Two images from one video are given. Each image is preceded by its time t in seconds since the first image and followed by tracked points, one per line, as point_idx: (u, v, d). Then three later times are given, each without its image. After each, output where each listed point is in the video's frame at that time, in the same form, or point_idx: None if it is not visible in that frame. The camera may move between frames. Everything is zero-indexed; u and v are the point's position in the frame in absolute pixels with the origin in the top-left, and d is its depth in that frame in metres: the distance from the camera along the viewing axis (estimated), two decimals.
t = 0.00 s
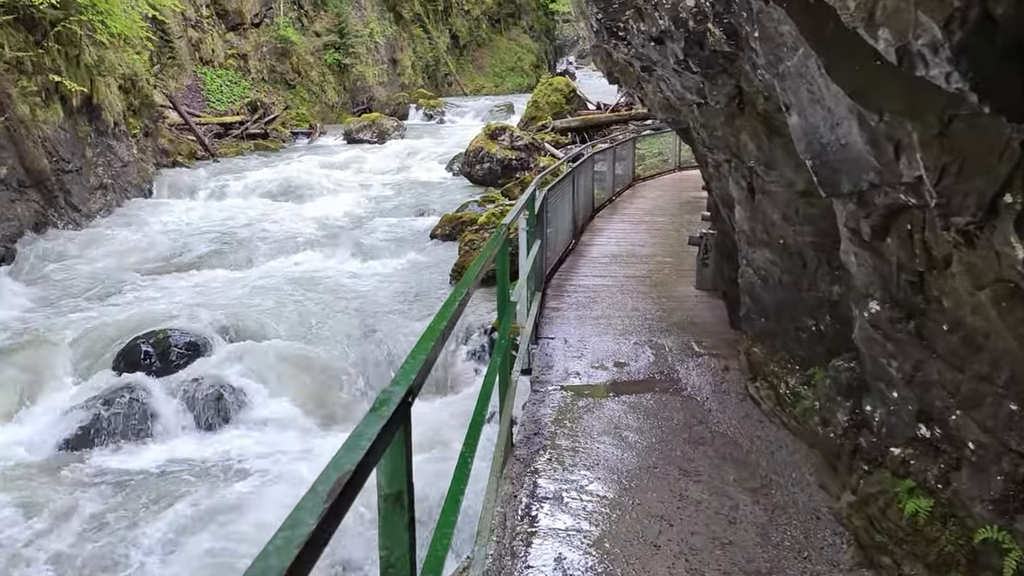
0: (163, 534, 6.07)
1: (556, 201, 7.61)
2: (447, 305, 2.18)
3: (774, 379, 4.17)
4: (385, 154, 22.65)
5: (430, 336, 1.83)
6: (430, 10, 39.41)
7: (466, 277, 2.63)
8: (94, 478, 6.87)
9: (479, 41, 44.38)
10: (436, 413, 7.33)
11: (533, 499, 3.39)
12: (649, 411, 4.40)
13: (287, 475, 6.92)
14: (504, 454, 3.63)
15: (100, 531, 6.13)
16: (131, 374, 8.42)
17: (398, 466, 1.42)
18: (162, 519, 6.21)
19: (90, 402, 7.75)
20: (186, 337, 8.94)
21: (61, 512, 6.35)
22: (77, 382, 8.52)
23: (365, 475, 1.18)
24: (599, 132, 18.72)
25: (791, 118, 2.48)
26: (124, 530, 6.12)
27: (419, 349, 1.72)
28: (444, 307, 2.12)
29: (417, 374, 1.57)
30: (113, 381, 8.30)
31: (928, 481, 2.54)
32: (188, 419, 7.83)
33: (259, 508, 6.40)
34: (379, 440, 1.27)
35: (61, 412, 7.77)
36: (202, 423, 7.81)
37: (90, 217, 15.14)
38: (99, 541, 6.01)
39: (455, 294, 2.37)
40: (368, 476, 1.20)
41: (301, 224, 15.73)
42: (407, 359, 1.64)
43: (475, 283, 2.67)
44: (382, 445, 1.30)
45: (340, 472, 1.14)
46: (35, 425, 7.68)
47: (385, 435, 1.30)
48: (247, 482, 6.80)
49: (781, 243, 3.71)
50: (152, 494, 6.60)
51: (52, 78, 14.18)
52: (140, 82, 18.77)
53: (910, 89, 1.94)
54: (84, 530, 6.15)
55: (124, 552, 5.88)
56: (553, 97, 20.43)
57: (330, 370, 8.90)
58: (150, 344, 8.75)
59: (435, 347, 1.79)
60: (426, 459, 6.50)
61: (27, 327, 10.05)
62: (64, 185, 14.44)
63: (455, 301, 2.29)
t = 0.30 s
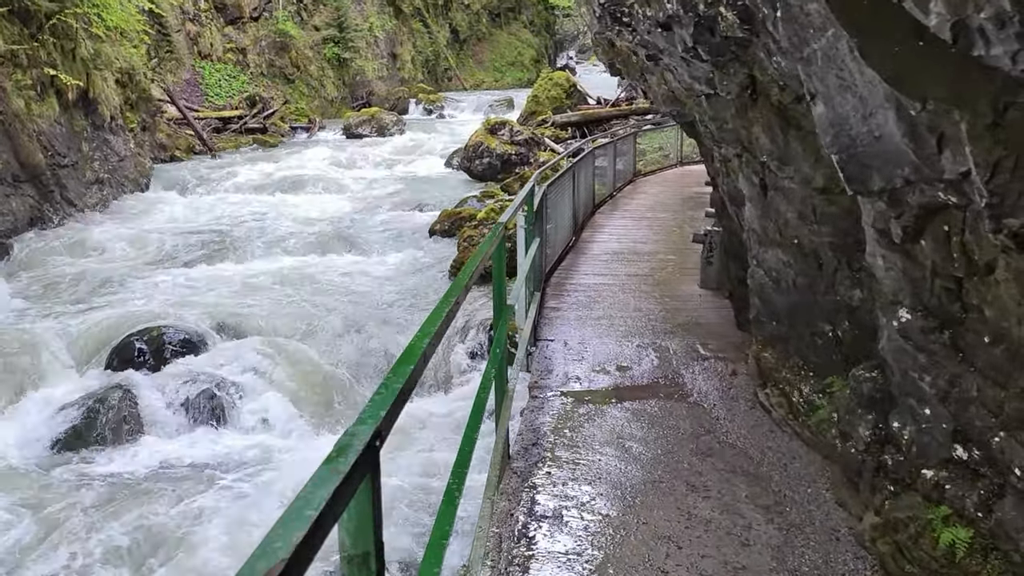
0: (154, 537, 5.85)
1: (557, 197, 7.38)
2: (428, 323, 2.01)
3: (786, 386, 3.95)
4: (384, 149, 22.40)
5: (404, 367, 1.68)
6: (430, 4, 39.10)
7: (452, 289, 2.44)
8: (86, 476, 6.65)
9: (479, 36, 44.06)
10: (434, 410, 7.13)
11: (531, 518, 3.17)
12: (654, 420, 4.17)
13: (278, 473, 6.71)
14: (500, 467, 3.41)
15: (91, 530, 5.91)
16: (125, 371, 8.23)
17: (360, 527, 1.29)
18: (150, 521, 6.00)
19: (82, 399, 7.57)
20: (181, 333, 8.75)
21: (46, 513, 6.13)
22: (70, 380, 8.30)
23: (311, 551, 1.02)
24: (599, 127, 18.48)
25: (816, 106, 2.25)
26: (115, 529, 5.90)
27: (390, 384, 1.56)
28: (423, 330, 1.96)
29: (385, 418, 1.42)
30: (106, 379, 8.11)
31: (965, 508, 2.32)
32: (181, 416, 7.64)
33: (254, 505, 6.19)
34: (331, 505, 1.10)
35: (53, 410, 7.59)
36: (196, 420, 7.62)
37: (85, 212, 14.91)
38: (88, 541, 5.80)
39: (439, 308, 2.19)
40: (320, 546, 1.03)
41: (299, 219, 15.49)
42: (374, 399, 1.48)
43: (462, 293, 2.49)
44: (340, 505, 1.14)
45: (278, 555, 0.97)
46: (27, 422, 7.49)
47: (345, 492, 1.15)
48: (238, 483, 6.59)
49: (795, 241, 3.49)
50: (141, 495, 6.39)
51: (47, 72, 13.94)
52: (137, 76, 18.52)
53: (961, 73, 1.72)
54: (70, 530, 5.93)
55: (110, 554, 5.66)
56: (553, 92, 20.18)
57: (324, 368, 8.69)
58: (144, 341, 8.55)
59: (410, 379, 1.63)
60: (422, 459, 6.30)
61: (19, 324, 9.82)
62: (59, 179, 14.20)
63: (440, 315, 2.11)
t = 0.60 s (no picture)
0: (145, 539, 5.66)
1: (555, 189, 7.16)
2: (410, 345, 1.82)
3: (797, 391, 3.75)
4: (381, 142, 22.16)
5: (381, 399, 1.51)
6: None
7: (445, 295, 2.23)
8: (76, 478, 6.41)
9: (478, 28, 43.76)
10: (431, 408, 6.93)
11: (530, 535, 2.97)
12: (659, 424, 3.96)
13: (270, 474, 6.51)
14: (498, 476, 3.21)
15: (80, 534, 5.71)
16: (117, 368, 8.03)
17: None
18: (141, 524, 5.81)
19: (73, 396, 7.37)
20: (175, 328, 8.54)
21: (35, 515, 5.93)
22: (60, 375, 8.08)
23: None
24: (597, 119, 18.25)
25: (850, 90, 2.03)
26: (105, 532, 5.70)
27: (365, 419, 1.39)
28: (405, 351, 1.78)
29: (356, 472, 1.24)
30: (98, 375, 7.91)
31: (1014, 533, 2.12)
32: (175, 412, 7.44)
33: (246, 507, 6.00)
34: None
35: (44, 406, 7.38)
36: (190, 416, 7.41)
37: (79, 205, 14.66)
38: (78, 544, 5.60)
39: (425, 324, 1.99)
40: None
41: (295, 212, 15.27)
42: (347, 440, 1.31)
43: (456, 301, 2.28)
44: None
45: None
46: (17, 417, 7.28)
47: None
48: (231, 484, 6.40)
49: (812, 238, 3.28)
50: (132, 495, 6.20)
51: (41, 63, 13.69)
52: (132, 67, 18.26)
53: None
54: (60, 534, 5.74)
55: (101, 559, 5.47)
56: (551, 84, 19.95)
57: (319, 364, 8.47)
58: (137, 336, 8.33)
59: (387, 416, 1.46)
60: (419, 459, 6.10)
61: (10, 319, 9.59)
62: (53, 172, 13.96)
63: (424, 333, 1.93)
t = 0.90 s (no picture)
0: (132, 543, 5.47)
1: (553, 183, 6.96)
2: (396, 361, 1.59)
3: (809, 397, 3.56)
4: (377, 134, 21.93)
5: (354, 436, 1.30)
6: None
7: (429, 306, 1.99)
8: (64, 482, 6.19)
9: (474, 19, 43.45)
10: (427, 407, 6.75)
11: (527, 556, 2.79)
12: (664, 433, 3.77)
13: (263, 473, 6.34)
14: (493, 490, 3.03)
15: (67, 539, 5.52)
16: (107, 366, 7.82)
17: None
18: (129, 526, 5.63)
19: (61, 395, 7.17)
20: (166, 324, 8.30)
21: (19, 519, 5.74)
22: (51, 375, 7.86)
23: None
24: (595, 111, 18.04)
25: (882, 78, 1.85)
26: (92, 537, 5.51)
27: (324, 477, 1.18)
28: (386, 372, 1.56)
29: (313, 546, 1.04)
30: (88, 373, 7.71)
31: None
32: (165, 411, 7.24)
33: (239, 509, 5.81)
34: None
35: (31, 404, 7.19)
36: (180, 415, 7.22)
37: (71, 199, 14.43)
38: (67, 551, 5.40)
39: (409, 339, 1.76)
40: None
41: (290, 205, 15.05)
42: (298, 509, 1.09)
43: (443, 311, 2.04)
44: None
45: None
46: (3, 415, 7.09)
47: None
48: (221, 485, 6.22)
49: (826, 236, 3.09)
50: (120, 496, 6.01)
51: (30, 55, 13.44)
52: (125, 60, 18.01)
53: None
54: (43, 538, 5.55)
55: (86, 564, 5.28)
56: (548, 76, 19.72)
57: (311, 360, 8.29)
58: (127, 333, 8.11)
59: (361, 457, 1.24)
60: (414, 462, 5.92)
61: None
62: (44, 166, 13.72)
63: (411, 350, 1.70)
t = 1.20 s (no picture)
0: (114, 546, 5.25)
1: (549, 176, 6.72)
2: (344, 393, 1.35)
3: (820, 406, 3.32)
4: (372, 127, 21.65)
5: (278, 498, 1.06)
6: None
7: (399, 318, 1.73)
8: (45, 482, 5.95)
9: (471, 12, 43.09)
10: (418, 406, 6.52)
11: None
12: (664, 443, 3.53)
13: (250, 473, 6.10)
14: (480, 511, 2.79)
15: (47, 544, 5.30)
16: (95, 363, 7.61)
17: None
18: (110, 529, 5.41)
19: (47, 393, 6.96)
20: (156, 321, 8.11)
21: None
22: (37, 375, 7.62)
23: None
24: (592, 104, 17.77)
25: (919, 56, 1.71)
26: (72, 541, 5.29)
27: (220, 568, 0.93)
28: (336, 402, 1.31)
29: None
30: (75, 371, 7.49)
31: None
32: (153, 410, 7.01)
33: (224, 512, 5.58)
34: None
35: (17, 403, 6.97)
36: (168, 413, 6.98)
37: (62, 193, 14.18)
38: (45, 556, 5.16)
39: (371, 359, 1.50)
40: None
41: (284, 199, 14.80)
42: None
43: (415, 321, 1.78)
44: None
45: None
46: None
47: None
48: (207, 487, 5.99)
49: (840, 234, 2.85)
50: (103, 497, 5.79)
51: (20, 47, 13.17)
52: (118, 52, 17.74)
53: None
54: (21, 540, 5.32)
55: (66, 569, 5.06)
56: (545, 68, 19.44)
57: (304, 353, 8.05)
58: (116, 330, 7.90)
59: (279, 534, 1.00)
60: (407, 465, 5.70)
61: None
62: (34, 160, 13.46)
63: (372, 372, 1.44)
